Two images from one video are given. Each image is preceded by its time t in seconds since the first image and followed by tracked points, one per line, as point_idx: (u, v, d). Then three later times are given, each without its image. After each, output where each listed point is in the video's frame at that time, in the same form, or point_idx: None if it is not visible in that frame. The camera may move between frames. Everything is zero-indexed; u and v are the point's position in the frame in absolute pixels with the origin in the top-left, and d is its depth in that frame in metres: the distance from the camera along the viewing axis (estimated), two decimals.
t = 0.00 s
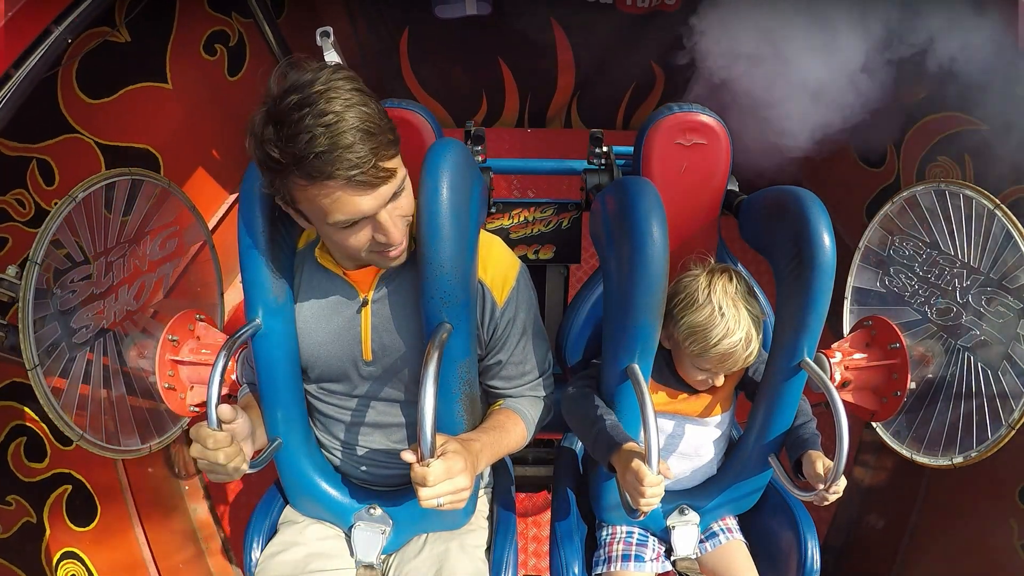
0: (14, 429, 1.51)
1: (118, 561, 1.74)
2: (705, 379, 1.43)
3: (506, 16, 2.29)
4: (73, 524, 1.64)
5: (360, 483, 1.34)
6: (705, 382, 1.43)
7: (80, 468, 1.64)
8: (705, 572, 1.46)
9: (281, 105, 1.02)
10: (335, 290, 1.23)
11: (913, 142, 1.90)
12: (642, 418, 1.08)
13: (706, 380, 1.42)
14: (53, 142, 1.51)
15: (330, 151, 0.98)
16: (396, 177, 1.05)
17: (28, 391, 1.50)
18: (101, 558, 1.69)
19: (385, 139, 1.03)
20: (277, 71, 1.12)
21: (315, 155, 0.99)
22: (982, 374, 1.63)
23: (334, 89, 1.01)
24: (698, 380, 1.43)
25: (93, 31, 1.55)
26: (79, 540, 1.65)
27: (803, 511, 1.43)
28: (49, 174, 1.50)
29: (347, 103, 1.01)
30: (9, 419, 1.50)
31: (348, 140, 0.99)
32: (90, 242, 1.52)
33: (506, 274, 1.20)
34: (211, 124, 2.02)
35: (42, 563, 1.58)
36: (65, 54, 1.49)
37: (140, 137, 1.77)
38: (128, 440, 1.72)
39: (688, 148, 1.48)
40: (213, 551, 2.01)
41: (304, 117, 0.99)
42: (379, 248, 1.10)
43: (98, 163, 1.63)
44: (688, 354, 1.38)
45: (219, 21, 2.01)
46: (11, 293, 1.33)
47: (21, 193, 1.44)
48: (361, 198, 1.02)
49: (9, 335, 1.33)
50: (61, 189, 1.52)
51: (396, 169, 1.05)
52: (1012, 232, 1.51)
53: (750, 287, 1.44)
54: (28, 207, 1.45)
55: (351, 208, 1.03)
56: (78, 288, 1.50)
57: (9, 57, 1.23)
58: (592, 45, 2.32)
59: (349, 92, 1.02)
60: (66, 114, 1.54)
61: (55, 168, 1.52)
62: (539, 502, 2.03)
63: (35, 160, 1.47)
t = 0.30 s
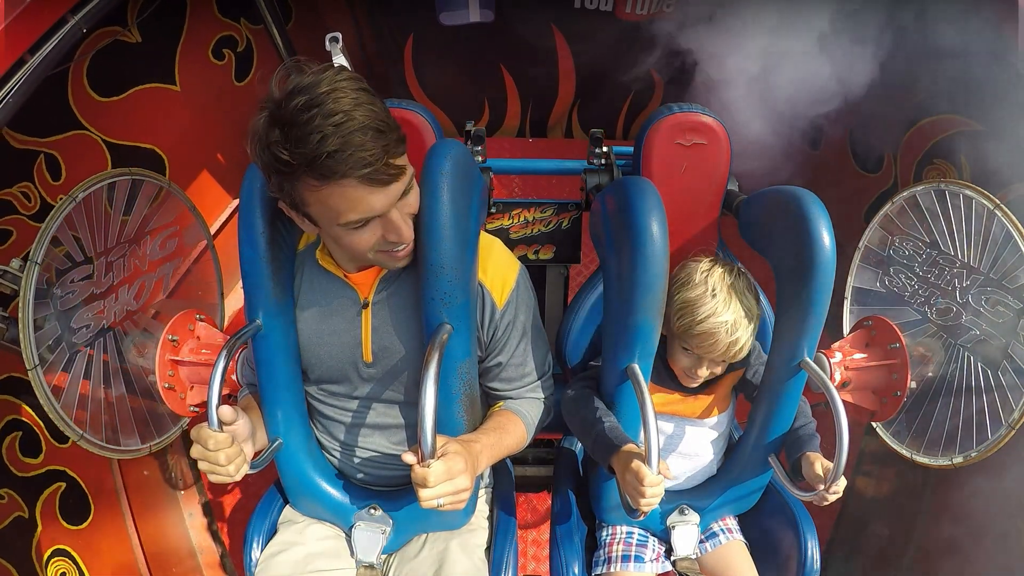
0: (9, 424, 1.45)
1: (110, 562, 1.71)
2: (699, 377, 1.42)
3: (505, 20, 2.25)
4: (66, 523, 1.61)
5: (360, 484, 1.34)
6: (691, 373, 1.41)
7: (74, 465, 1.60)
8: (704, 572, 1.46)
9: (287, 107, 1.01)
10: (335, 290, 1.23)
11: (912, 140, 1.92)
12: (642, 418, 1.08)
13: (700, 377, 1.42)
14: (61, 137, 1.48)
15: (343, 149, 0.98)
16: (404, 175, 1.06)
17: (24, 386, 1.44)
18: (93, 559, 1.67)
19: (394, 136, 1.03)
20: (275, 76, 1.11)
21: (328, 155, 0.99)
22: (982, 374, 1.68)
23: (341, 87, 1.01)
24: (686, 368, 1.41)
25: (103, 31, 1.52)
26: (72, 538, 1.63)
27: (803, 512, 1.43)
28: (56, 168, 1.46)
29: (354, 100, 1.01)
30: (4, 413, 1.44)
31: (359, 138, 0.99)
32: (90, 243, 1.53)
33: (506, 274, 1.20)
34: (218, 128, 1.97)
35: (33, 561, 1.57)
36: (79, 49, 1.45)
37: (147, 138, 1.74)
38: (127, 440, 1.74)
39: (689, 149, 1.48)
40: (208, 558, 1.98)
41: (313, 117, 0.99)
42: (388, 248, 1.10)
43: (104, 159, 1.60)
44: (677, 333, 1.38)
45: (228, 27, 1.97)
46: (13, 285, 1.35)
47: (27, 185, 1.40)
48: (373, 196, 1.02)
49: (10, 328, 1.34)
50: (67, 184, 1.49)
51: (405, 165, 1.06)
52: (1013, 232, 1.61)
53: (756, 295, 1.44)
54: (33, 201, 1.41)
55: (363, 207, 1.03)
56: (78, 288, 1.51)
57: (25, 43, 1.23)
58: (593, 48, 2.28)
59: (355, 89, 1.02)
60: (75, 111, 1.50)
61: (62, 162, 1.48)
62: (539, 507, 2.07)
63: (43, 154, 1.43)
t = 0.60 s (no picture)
0: (8, 428, 1.53)
1: (112, 560, 1.74)
2: (703, 351, 1.43)
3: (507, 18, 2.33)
4: (69, 524, 1.66)
5: (361, 484, 1.34)
6: (698, 342, 1.42)
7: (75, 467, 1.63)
8: (705, 572, 1.46)
9: (287, 106, 1.01)
10: (335, 290, 1.23)
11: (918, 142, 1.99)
12: (642, 417, 1.08)
13: (704, 351, 1.43)
14: (52, 137, 1.55)
15: (341, 148, 0.98)
16: (404, 174, 1.05)
17: (26, 389, 1.53)
18: (96, 560, 1.71)
19: (394, 134, 1.03)
20: (276, 77, 1.11)
21: (327, 153, 0.98)
22: (982, 374, 1.69)
23: (341, 86, 1.01)
24: (693, 333, 1.42)
25: (87, 29, 1.58)
26: (75, 539, 1.68)
27: (803, 510, 1.44)
28: (48, 169, 1.53)
29: (354, 99, 1.01)
30: (4, 416, 1.53)
31: (358, 136, 0.99)
32: (90, 242, 1.53)
33: (506, 274, 1.20)
34: (209, 121, 2.00)
35: (36, 563, 1.63)
36: (63, 48, 1.52)
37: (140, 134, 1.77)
38: (127, 440, 1.72)
39: (688, 149, 1.48)
40: (210, 550, 1.98)
41: (312, 117, 0.99)
42: (388, 247, 1.10)
43: (97, 159, 1.64)
44: (687, 293, 1.43)
45: (219, 18, 2.00)
46: (11, 291, 1.35)
47: (18, 188, 1.49)
48: (372, 195, 1.02)
49: (10, 334, 1.36)
50: (59, 183, 1.56)
51: (405, 164, 1.05)
52: (1012, 232, 1.56)
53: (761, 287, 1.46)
54: (25, 203, 1.50)
55: (363, 206, 1.03)
56: (78, 289, 1.51)
57: (7, 46, 1.26)
58: (592, 44, 2.36)
59: (355, 88, 1.02)
60: (63, 110, 1.56)
61: (53, 163, 1.55)
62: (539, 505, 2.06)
63: (31, 156, 1.51)
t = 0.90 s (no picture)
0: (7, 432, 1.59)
1: (117, 563, 1.78)
2: (697, 343, 1.44)
3: (503, 19, 2.35)
4: (69, 527, 1.71)
5: (360, 483, 1.33)
6: (694, 333, 1.43)
7: (73, 470, 1.68)
8: (705, 572, 1.46)
9: (289, 100, 1.01)
10: (335, 289, 1.23)
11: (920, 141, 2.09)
12: (642, 417, 1.08)
13: (698, 343, 1.44)
14: (40, 139, 1.62)
15: (342, 144, 0.98)
16: (403, 173, 1.05)
17: (21, 391, 1.59)
18: (98, 560, 1.75)
19: (395, 132, 1.03)
20: (281, 71, 1.12)
21: (326, 148, 0.98)
22: (982, 374, 1.70)
23: (344, 82, 1.01)
24: (688, 324, 1.43)
25: (72, 26, 1.65)
26: (77, 543, 1.73)
27: (803, 510, 1.43)
28: (36, 171, 1.61)
29: (356, 95, 1.00)
30: (3, 421, 1.58)
31: (359, 133, 0.99)
32: (90, 243, 1.54)
33: (506, 273, 1.20)
34: (200, 112, 1.98)
35: (39, 565, 1.70)
36: (47, 49, 1.60)
37: (130, 131, 1.81)
38: (127, 440, 1.72)
39: (689, 148, 1.48)
40: (212, 547, 1.95)
41: (314, 111, 0.99)
42: (387, 245, 1.10)
43: (87, 158, 1.70)
44: (681, 285, 1.44)
45: (208, 11, 2.00)
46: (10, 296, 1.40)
47: (8, 191, 1.57)
48: (371, 192, 1.02)
49: (10, 340, 1.39)
50: (48, 185, 1.63)
51: (405, 163, 1.05)
52: (1012, 233, 1.56)
53: (758, 279, 1.46)
54: (16, 206, 1.58)
55: (361, 202, 1.02)
56: (78, 289, 1.51)
57: None
58: (591, 42, 2.37)
59: (358, 85, 1.02)
60: (52, 111, 1.63)
61: (42, 164, 1.62)
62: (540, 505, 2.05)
63: (20, 159, 1.58)
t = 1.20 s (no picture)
0: (2, 425, 1.50)
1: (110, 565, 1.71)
2: (695, 343, 1.44)
3: (504, 18, 2.35)
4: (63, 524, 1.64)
5: (360, 483, 1.33)
6: (689, 331, 1.43)
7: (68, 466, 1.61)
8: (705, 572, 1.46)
9: (283, 103, 1.02)
10: (335, 289, 1.23)
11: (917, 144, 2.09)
12: (642, 417, 1.08)
13: (694, 342, 1.44)
14: (48, 133, 1.54)
15: (324, 155, 0.98)
16: (390, 186, 1.04)
17: (17, 386, 1.49)
18: (90, 560, 1.68)
19: (384, 146, 1.02)
20: (289, 67, 1.12)
21: (309, 157, 0.98)
22: (982, 375, 1.68)
23: (337, 92, 1.00)
24: (683, 322, 1.43)
25: (88, 22, 1.62)
26: (69, 541, 1.64)
27: (802, 510, 1.44)
28: (44, 165, 1.53)
29: (347, 107, 1.00)
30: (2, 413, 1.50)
31: (343, 145, 0.98)
32: (90, 242, 1.54)
33: (506, 273, 1.20)
34: (206, 115, 1.99)
35: (28, 561, 1.60)
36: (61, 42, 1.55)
37: (137, 131, 1.78)
38: (127, 440, 1.73)
39: (688, 149, 1.48)
40: (206, 555, 1.95)
41: (302, 119, 0.99)
42: (370, 253, 1.10)
43: (93, 154, 1.64)
44: (680, 283, 1.45)
45: (218, 16, 2.02)
46: (12, 290, 1.36)
47: (14, 183, 1.46)
48: (351, 204, 1.02)
49: (10, 332, 1.36)
50: (55, 180, 1.55)
51: (391, 177, 1.04)
52: (1012, 233, 1.58)
53: (758, 279, 1.46)
54: (21, 199, 1.47)
55: (341, 212, 1.03)
56: (78, 288, 1.51)
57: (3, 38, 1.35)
58: (592, 43, 2.38)
59: (353, 97, 1.01)
60: (61, 105, 1.57)
61: (49, 159, 1.54)
62: (539, 504, 2.07)
63: (29, 151, 1.51)
